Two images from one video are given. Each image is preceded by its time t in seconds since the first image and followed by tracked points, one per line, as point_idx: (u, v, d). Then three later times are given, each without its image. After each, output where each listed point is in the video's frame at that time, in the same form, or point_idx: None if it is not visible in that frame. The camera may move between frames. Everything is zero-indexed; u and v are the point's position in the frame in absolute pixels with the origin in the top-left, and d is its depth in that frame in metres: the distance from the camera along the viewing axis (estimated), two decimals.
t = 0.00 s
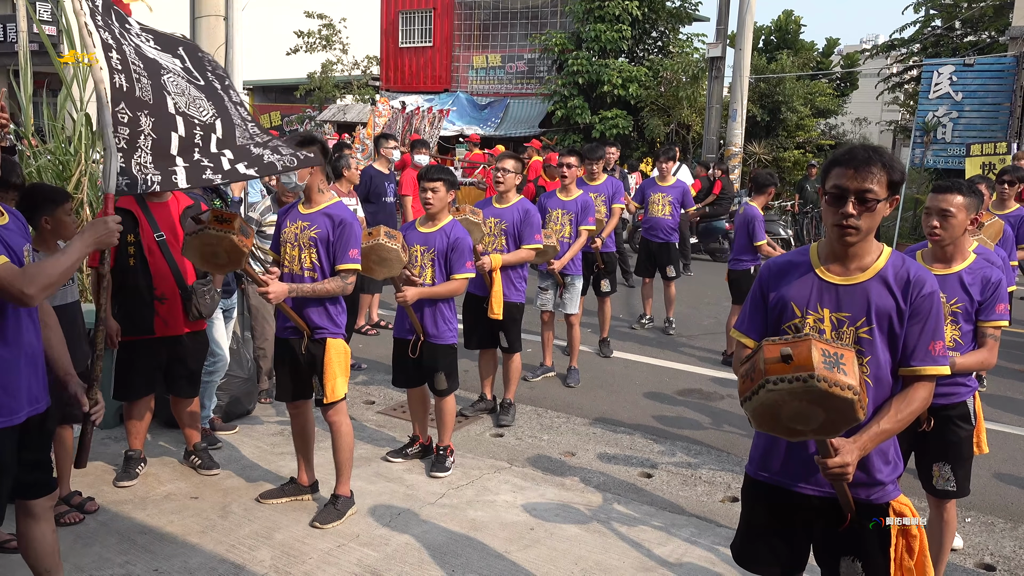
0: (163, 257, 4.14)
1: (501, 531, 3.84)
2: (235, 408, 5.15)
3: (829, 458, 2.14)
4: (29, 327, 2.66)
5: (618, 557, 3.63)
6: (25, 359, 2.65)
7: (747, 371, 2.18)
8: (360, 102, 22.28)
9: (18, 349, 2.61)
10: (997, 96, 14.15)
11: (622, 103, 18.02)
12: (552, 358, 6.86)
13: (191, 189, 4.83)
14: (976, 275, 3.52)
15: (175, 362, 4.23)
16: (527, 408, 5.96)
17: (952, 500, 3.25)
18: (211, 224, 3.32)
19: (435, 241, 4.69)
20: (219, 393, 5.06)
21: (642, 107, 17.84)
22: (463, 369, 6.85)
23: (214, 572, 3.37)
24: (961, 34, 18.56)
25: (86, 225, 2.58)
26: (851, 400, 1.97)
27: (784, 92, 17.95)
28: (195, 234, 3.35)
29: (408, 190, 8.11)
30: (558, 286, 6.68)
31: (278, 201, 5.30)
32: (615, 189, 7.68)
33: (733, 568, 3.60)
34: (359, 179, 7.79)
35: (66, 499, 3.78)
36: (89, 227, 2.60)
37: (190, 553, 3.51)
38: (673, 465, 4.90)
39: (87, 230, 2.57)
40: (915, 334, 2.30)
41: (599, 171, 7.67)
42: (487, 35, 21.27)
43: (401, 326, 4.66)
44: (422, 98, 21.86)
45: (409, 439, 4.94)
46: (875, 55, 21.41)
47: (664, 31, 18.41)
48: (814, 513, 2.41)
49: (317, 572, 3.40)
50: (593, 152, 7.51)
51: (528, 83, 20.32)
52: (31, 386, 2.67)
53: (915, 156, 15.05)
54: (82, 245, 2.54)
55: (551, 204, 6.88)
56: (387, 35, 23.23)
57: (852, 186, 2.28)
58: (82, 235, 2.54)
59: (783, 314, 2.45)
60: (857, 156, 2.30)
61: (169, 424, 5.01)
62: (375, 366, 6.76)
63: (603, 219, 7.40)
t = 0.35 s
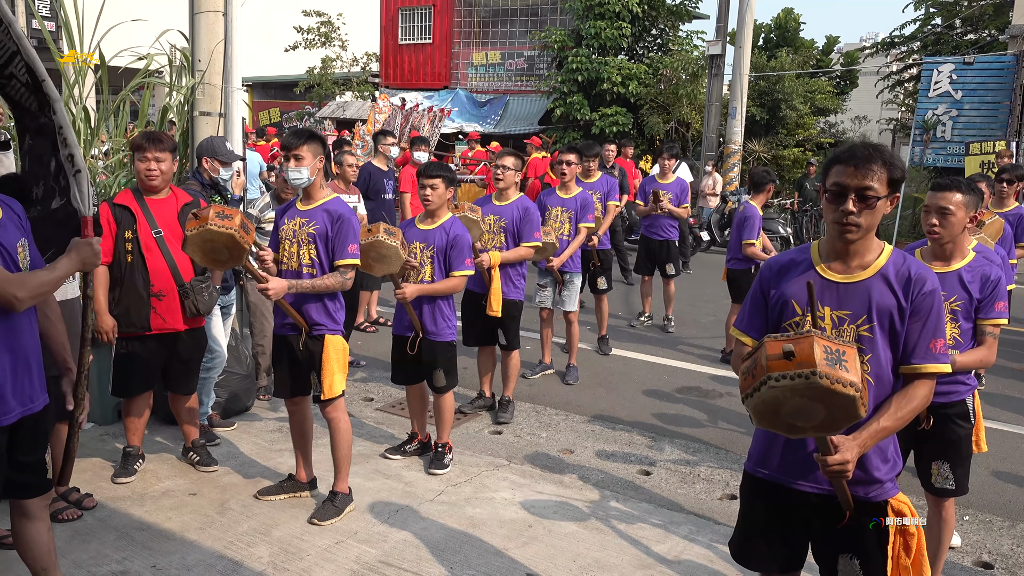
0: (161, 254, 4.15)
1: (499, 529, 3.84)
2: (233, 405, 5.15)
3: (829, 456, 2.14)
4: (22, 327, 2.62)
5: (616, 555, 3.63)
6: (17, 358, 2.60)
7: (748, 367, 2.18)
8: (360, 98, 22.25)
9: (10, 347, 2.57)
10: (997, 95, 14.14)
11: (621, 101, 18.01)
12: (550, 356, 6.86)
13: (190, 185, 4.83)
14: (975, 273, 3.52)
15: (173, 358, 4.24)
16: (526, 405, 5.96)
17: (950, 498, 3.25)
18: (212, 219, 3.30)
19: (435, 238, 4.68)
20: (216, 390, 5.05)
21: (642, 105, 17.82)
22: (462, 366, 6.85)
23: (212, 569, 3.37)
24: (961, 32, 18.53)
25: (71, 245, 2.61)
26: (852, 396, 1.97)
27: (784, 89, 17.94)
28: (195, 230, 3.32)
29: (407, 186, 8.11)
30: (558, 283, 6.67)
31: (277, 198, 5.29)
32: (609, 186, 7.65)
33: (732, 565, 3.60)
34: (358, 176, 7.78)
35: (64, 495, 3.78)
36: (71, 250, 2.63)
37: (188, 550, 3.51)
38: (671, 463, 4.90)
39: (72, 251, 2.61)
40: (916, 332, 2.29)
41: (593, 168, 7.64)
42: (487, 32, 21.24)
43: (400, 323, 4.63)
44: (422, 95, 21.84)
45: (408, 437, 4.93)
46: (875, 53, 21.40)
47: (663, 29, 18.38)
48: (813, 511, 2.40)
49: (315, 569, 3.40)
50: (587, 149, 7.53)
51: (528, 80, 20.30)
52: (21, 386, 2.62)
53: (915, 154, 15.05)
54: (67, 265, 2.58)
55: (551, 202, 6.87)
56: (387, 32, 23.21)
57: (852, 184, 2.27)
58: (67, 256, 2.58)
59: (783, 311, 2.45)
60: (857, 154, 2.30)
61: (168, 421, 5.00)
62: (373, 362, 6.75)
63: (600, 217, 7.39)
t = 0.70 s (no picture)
0: (160, 252, 4.14)
1: (498, 528, 3.84)
2: (232, 403, 5.14)
3: (829, 454, 2.14)
4: (18, 327, 2.58)
5: (615, 554, 3.63)
6: (13, 361, 2.57)
7: (749, 363, 2.18)
8: (360, 97, 22.25)
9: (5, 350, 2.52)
10: (996, 96, 14.16)
11: (621, 101, 18.02)
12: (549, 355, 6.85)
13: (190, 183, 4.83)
14: (974, 273, 3.52)
15: (172, 357, 4.23)
16: (525, 404, 5.96)
17: (948, 499, 3.25)
18: (211, 218, 3.30)
19: (435, 237, 4.68)
20: (215, 389, 5.05)
21: (642, 105, 17.82)
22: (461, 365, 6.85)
23: (211, 568, 3.37)
24: (961, 33, 18.54)
25: (41, 256, 2.56)
26: (853, 392, 1.97)
27: (784, 90, 17.95)
28: (194, 228, 3.33)
29: (406, 185, 8.11)
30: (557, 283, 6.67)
31: (276, 197, 5.29)
32: (602, 186, 7.62)
33: (730, 565, 3.60)
34: (357, 175, 7.77)
35: (62, 493, 3.77)
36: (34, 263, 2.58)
37: (186, 549, 3.50)
38: (670, 463, 4.90)
39: (47, 261, 2.57)
40: (916, 331, 2.29)
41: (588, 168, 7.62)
42: (487, 31, 21.24)
43: (400, 322, 4.63)
44: (422, 94, 21.82)
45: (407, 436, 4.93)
46: (875, 54, 21.42)
47: (663, 29, 18.39)
48: (810, 510, 2.41)
49: (313, 568, 3.40)
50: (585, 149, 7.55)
51: (528, 80, 20.29)
52: (15, 388, 2.59)
53: (914, 155, 15.06)
54: (48, 273, 2.54)
55: (551, 202, 6.86)
56: (387, 31, 23.20)
57: (850, 184, 2.28)
58: (43, 265, 2.52)
59: (783, 312, 2.45)
60: (855, 154, 2.30)
61: (167, 419, 5.00)
62: (372, 361, 6.75)
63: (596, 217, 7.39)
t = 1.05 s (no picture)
0: (161, 253, 4.14)
1: (497, 530, 3.84)
2: (232, 404, 5.14)
3: (826, 455, 2.14)
4: (21, 326, 2.61)
5: (614, 557, 3.63)
6: (18, 359, 2.60)
7: (743, 364, 2.18)
8: (360, 99, 22.26)
9: (10, 348, 2.55)
10: (996, 98, 14.18)
11: (621, 103, 18.04)
12: (549, 357, 6.86)
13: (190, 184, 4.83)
14: (973, 276, 3.52)
15: (172, 358, 4.23)
16: (524, 407, 5.96)
17: (947, 502, 3.26)
18: (211, 221, 3.29)
19: (435, 239, 4.68)
20: (214, 390, 5.05)
21: (642, 107, 17.84)
22: (460, 367, 6.85)
23: (209, 569, 3.36)
24: (961, 35, 18.57)
25: (28, 257, 2.61)
26: (846, 393, 1.97)
27: (784, 92, 17.97)
28: (193, 231, 3.32)
29: (405, 188, 8.13)
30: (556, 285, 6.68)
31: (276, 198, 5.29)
32: (601, 188, 7.62)
33: (730, 567, 3.60)
34: (357, 176, 7.77)
35: (61, 494, 3.77)
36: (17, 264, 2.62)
37: (185, 550, 3.50)
38: (670, 465, 4.90)
39: (35, 260, 2.63)
40: (914, 334, 2.29)
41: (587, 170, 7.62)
42: (487, 34, 21.28)
43: (400, 324, 4.65)
44: (422, 96, 21.85)
45: (406, 438, 4.93)
46: (875, 57, 21.46)
47: (663, 31, 18.43)
48: (810, 512, 2.41)
49: (312, 570, 3.40)
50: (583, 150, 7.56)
51: (528, 82, 20.31)
52: (21, 387, 2.61)
53: (914, 157, 15.08)
54: (42, 270, 2.62)
55: (550, 204, 6.86)
56: (387, 33, 23.24)
57: (847, 187, 2.28)
58: (37, 263, 2.60)
59: (782, 315, 2.45)
60: (852, 156, 2.30)
61: (166, 421, 5.00)
62: (372, 363, 6.75)
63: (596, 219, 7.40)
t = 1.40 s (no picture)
0: (162, 256, 4.15)
1: (497, 533, 3.84)
2: (232, 407, 5.14)
3: (823, 458, 2.14)
4: (19, 330, 2.61)
5: (614, 559, 3.63)
6: (18, 362, 2.60)
7: (737, 368, 2.18)
8: (360, 102, 22.27)
9: (10, 352, 2.56)
10: (995, 102, 14.19)
11: (621, 106, 18.05)
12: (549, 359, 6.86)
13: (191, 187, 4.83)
14: (972, 279, 3.52)
15: (172, 361, 4.24)
16: (524, 409, 5.96)
17: (946, 504, 3.26)
18: (211, 223, 3.30)
19: (436, 242, 4.69)
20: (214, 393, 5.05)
21: (641, 110, 17.85)
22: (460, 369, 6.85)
23: (209, 572, 3.37)
24: (960, 38, 18.58)
25: (28, 260, 2.62)
26: (839, 396, 1.98)
27: (784, 95, 17.99)
28: (194, 234, 3.33)
29: (405, 190, 8.10)
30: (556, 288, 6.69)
31: (276, 201, 5.30)
32: (608, 191, 7.66)
33: (729, 570, 3.60)
34: (358, 180, 7.80)
35: (60, 496, 3.77)
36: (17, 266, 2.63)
37: (185, 552, 3.50)
38: (669, 468, 4.90)
39: (35, 263, 2.63)
40: (912, 335, 2.29)
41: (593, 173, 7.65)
42: (487, 37, 21.31)
43: (400, 327, 4.66)
44: (422, 99, 21.86)
45: (406, 440, 4.93)
46: (875, 60, 21.49)
47: (663, 35, 18.45)
48: (809, 513, 2.41)
49: (312, 572, 3.40)
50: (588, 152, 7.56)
51: (528, 85, 20.32)
52: (20, 391, 2.61)
53: (914, 160, 15.08)
54: (41, 273, 2.63)
55: (550, 207, 6.88)
56: (387, 36, 23.27)
57: (847, 189, 2.29)
58: (37, 266, 2.62)
59: (782, 317, 2.46)
60: (851, 159, 2.30)
61: (166, 423, 5.00)
62: (372, 366, 6.76)
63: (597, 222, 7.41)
